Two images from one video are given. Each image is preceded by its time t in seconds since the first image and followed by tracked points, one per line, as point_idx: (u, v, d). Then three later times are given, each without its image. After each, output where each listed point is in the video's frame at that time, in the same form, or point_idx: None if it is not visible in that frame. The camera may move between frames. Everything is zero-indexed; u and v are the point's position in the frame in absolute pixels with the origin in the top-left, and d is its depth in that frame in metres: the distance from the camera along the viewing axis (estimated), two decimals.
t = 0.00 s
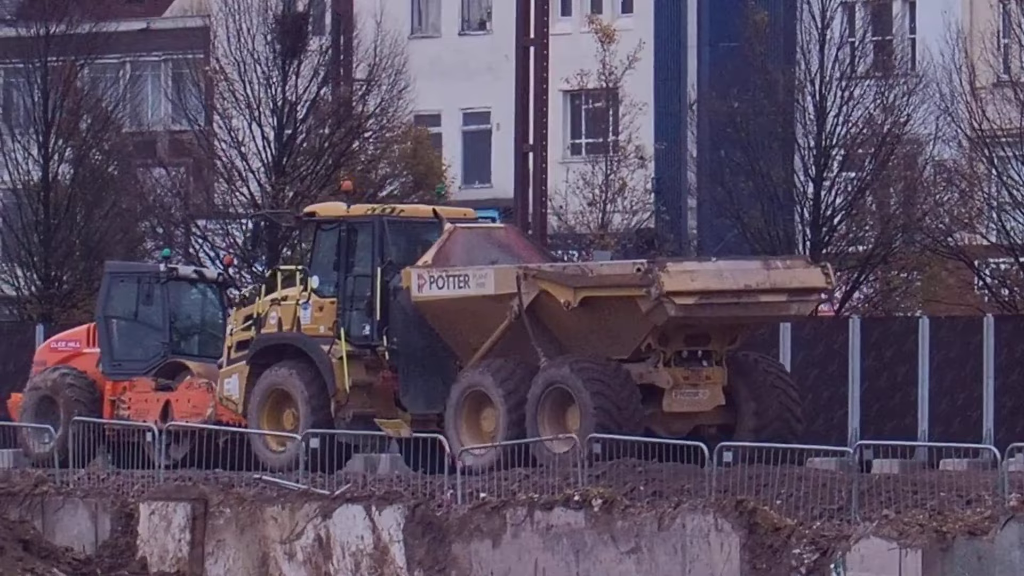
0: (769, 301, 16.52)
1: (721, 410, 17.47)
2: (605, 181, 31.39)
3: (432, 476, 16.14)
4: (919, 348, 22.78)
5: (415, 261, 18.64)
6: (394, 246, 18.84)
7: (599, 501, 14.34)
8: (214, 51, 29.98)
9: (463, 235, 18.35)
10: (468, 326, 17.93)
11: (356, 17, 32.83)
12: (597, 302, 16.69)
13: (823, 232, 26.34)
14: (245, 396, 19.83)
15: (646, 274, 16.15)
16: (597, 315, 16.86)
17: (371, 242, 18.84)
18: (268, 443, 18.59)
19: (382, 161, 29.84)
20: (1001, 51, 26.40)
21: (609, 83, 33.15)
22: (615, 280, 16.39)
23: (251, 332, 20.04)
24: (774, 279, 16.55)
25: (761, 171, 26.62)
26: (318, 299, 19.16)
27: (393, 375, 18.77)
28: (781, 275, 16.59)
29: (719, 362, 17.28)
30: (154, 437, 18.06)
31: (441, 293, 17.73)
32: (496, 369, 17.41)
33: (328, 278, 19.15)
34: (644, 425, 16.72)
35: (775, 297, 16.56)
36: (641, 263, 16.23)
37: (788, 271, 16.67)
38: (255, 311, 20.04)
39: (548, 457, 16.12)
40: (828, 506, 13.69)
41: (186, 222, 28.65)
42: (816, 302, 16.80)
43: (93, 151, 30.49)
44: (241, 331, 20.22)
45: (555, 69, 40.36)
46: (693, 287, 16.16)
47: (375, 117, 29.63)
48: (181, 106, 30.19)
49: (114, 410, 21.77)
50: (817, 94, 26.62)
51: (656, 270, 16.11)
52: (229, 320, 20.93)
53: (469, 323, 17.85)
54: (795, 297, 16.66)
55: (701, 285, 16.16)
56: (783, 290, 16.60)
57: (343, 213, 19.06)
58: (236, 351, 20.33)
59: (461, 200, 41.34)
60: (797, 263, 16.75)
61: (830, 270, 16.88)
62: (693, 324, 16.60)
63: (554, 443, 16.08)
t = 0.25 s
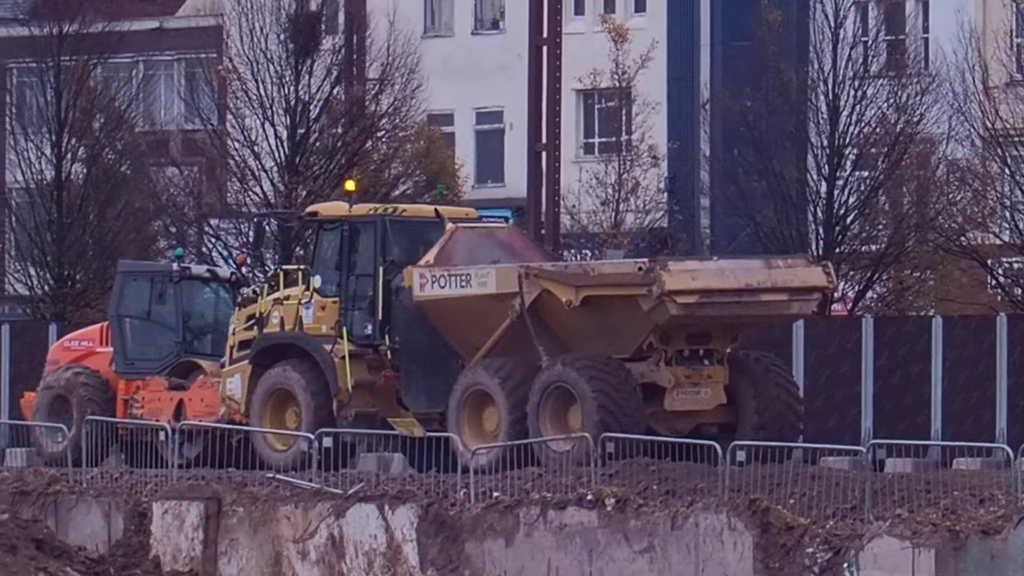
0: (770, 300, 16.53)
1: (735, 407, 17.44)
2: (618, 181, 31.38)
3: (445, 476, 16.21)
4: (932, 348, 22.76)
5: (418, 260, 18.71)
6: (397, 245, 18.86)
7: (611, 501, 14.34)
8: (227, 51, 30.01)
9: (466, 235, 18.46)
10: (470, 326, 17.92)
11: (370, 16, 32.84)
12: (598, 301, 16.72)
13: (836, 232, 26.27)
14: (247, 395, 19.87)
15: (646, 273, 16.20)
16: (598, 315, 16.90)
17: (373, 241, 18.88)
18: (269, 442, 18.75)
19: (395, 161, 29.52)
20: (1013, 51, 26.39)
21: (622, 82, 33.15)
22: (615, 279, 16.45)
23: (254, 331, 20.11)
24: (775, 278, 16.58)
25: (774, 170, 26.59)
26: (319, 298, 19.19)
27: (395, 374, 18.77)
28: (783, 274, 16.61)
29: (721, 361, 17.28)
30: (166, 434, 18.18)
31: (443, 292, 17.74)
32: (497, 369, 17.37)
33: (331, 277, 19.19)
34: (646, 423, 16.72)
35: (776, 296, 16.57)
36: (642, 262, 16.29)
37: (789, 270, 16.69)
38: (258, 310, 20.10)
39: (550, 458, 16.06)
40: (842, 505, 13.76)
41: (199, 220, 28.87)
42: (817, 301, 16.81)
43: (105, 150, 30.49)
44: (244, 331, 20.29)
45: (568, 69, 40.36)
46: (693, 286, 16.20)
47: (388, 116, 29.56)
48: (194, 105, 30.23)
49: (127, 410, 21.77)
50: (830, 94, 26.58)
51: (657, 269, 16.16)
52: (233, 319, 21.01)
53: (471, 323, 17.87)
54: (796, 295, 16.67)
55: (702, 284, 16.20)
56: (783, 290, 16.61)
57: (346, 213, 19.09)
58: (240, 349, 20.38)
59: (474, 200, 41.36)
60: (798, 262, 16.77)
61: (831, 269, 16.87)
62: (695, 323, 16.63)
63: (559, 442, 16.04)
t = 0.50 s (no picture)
0: (771, 300, 16.65)
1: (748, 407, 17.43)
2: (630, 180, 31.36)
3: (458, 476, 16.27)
4: (945, 347, 22.76)
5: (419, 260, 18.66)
6: (398, 245, 18.92)
7: (625, 500, 14.34)
8: (239, 50, 30.02)
9: (467, 235, 18.43)
10: (471, 325, 18.03)
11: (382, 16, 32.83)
12: (599, 301, 16.84)
13: (849, 232, 26.18)
14: (249, 394, 19.88)
15: (648, 272, 16.32)
16: (600, 315, 17.02)
17: (375, 240, 18.93)
18: (271, 442, 18.83)
19: (407, 160, 29.61)
20: None
21: (635, 82, 33.13)
22: (616, 278, 16.56)
23: (255, 330, 20.11)
24: (776, 278, 16.69)
25: (787, 170, 26.46)
26: (322, 298, 19.21)
27: (396, 373, 18.80)
28: (784, 274, 16.72)
29: (722, 361, 17.38)
30: (179, 434, 18.25)
31: (445, 292, 17.81)
32: (497, 368, 17.46)
33: (333, 276, 19.22)
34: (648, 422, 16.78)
35: (777, 296, 16.69)
36: (643, 261, 16.42)
37: (790, 270, 16.80)
38: (259, 310, 20.09)
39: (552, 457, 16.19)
40: (855, 505, 13.70)
41: (211, 220, 29.00)
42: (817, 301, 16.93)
43: (118, 150, 30.53)
44: (246, 331, 20.30)
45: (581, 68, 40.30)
46: (695, 286, 16.33)
47: (401, 116, 29.60)
48: (207, 104, 30.23)
49: (139, 409, 21.80)
50: (843, 93, 26.51)
51: (659, 268, 16.28)
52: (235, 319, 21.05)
53: (472, 323, 17.96)
54: (797, 295, 16.78)
55: (704, 284, 16.34)
56: (784, 289, 16.73)
57: (347, 213, 19.09)
58: (242, 348, 20.37)
59: (486, 199, 41.36)
60: (799, 262, 16.89)
61: (832, 268, 16.96)
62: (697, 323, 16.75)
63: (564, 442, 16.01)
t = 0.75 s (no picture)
0: (773, 300, 16.67)
1: (759, 407, 17.42)
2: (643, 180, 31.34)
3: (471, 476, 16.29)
4: (958, 347, 22.72)
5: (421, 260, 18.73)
6: (400, 245, 18.97)
7: (638, 500, 14.33)
8: (252, 50, 30.02)
9: (469, 235, 18.49)
10: (473, 324, 18.05)
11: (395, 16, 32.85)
12: (601, 301, 16.83)
13: (861, 231, 26.17)
14: (251, 394, 19.95)
15: (651, 272, 16.28)
16: (602, 315, 17.00)
17: (376, 240, 18.99)
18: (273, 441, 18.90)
19: (421, 160, 29.57)
20: None
21: (648, 82, 33.13)
22: (619, 278, 16.52)
23: (257, 331, 20.17)
24: (778, 278, 16.70)
25: (800, 170, 26.53)
26: (324, 298, 19.24)
27: (398, 373, 18.84)
28: (786, 274, 16.73)
29: (723, 361, 17.38)
30: (192, 433, 18.16)
31: (446, 291, 17.90)
32: (498, 367, 17.50)
33: (335, 276, 19.25)
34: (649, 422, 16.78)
35: (778, 296, 16.70)
36: (645, 261, 16.37)
37: (792, 270, 16.82)
38: (261, 310, 20.14)
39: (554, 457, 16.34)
40: (868, 504, 13.79)
41: (224, 220, 29.06)
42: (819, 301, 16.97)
43: (131, 149, 30.59)
44: (247, 331, 20.36)
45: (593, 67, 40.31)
46: (696, 286, 16.30)
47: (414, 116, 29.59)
48: (220, 104, 30.27)
49: (152, 409, 21.82)
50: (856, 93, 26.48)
51: (661, 268, 16.24)
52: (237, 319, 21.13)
53: (475, 323, 18.00)
54: (799, 295, 16.81)
55: (705, 284, 16.31)
56: (786, 290, 16.74)
57: (349, 213, 19.13)
58: (244, 348, 20.42)
59: (499, 198, 41.36)
60: (801, 262, 16.90)
61: (833, 269, 17.01)
62: (699, 323, 16.73)
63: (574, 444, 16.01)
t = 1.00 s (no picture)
0: (774, 301, 16.65)
1: (773, 406, 17.41)
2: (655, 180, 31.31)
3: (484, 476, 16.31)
4: (970, 347, 22.73)
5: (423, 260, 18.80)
6: (401, 245, 18.97)
7: (650, 500, 14.33)
8: (265, 49, 30.03)
9: (470, 235, 18.51)
10: (474, 324, 18.07)
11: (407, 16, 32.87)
12: (602, 301, 16.85)
13: (874, 231, 26.18)
14: (253, 394, 20.00)
15: (652, 272, 16.32)
16: (604, 315, 17.01)
17: (377, 240, 18.99)
18: (274, 440, 18.91)
19: (433, 159, 29.56)
20: None
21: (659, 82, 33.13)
22: (620, 278, 16.54)
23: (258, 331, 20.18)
24: (779, 279, 16.71)
25: (812, 169, 26.52)
26: (324, 298, 19.27)
27: (400, 373, 18.89)
28: (787, 274, 16.75)
29: (724, 361, 17.36)
30: (204, 434, 18.15)
31: (448, 291, 17.90)
32: (499, 366, 17.54)
33: (336, 276, 19.27)
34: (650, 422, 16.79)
35: (779, 297, 16.69)
36: (647, 262, 16.41)
37: (793, 271, 16.84)
38: (263, 310, 20.15)
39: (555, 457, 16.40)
40: (880, 503, 13.76)
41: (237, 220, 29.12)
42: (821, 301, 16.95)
43: (144, 149, 30.64)
44: (248, 331, 20.38)
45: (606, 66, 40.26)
46: (697, 286, 16.32)
47: (426, 115, 29.60)
48: (233, 104, 30.25)
49: (164, 409, 21.83)
50: (868, 93, 26.45)
51: (662, 268, 16.27)
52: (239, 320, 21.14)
53: (476, 323, 18.01)
54: (800, 296, 16.81)
55: (706, 284, 16.33)
56: (787, 290, 16.74)
57: (350, 214, 19.15)
58: (245, 349, 20.43)
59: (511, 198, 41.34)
60: (802, 263, 16.93)
61: (834, 270, 17.05)
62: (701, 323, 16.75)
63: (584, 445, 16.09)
